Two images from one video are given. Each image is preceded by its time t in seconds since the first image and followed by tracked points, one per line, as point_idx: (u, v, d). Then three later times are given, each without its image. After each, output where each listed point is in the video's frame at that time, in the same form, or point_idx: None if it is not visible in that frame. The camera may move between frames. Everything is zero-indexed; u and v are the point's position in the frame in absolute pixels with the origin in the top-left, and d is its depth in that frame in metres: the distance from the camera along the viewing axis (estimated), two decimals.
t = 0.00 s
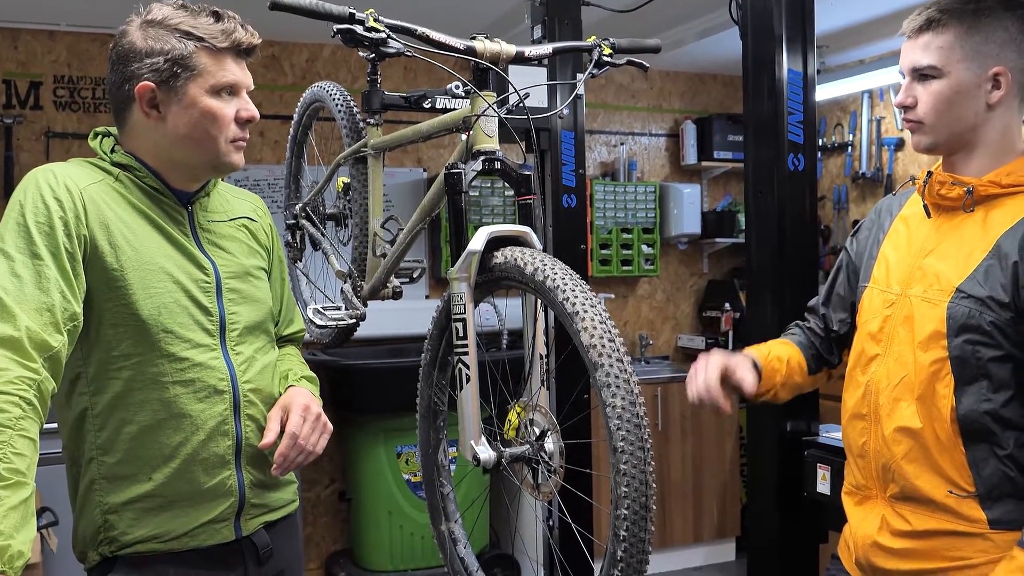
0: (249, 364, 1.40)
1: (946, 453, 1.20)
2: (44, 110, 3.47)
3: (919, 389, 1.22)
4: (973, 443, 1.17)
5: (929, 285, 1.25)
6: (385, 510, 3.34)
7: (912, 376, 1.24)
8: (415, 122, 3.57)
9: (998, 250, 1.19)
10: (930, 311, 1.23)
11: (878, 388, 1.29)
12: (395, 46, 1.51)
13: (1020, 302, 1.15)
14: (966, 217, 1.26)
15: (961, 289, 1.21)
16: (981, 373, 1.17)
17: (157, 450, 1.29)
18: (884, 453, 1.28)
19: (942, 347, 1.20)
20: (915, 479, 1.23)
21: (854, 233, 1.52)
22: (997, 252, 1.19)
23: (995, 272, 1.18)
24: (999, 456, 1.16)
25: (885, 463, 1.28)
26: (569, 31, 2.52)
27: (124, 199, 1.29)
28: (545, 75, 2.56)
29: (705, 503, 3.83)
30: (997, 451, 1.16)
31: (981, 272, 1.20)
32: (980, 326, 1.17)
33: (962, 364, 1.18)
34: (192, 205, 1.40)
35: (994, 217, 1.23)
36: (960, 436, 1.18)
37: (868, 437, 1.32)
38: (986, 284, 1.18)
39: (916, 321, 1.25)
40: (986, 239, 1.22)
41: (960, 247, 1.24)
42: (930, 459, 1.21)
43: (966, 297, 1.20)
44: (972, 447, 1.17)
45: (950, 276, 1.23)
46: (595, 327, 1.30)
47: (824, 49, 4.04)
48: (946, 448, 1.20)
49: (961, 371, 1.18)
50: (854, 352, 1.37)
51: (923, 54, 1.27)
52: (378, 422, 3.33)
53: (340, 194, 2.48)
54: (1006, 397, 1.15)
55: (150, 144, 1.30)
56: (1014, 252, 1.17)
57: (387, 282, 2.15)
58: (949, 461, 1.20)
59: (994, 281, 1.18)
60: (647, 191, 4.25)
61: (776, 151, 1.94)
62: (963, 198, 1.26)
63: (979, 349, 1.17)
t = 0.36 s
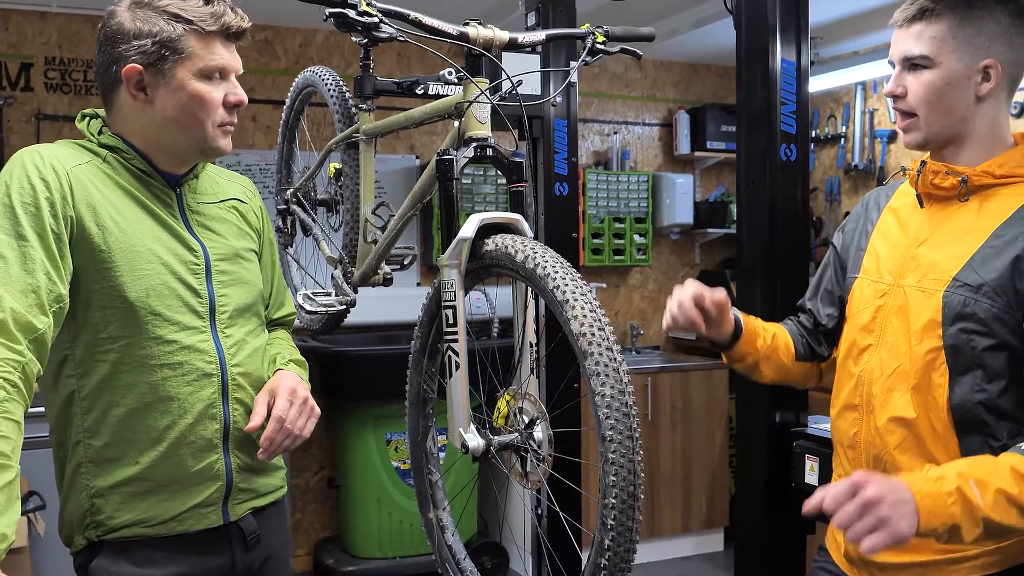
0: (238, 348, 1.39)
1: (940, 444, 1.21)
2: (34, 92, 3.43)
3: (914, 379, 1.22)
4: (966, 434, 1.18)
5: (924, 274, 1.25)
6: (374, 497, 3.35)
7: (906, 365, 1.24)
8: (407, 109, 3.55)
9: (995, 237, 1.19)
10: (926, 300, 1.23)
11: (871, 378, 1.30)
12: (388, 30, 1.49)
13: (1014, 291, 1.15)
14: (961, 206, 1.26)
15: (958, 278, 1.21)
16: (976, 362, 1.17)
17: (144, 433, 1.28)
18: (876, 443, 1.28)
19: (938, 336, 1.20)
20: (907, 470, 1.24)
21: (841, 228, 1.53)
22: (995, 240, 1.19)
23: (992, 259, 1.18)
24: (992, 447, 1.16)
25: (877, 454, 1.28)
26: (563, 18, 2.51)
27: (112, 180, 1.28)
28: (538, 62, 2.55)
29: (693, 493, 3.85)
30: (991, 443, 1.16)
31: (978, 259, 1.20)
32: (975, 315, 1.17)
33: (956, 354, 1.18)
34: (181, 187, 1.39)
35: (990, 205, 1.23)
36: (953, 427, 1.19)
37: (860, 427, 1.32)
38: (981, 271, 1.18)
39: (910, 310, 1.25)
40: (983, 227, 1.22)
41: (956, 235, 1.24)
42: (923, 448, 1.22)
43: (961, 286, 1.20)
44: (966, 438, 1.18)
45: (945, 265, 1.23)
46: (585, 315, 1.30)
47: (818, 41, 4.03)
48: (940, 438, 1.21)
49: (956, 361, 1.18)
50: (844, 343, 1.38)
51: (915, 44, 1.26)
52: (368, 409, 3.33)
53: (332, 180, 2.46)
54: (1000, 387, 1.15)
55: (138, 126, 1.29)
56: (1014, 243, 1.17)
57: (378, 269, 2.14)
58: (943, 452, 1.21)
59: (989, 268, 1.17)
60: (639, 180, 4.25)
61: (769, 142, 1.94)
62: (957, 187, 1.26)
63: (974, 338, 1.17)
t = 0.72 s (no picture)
0: (232, 346, 1.38)
1: (930, 446, 1.20)
2: (30, 89, 3.42)
3: (904, 381, 1.22)
4: (957, 436, 1.17)
5: (910, 276, 1.25)
6: (369, 496, 3.34)
7: (896, 368, 1.24)
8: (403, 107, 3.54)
9: (977, 238, 1.19)
10: (913, 302, 1.23)
11: (862, 381, 1.30)
12: (383, 27, 1.48)
13: (1003, 291, 1.15)
14: (947, 207, 1.26)
15: (943, 279, 1.20)
16: (965, 363, 1.16)
17: (137, 432, 1.27)
18: (868, 446, 1.28)
19: (926, 338, 1.20)
20: (899, 473, 1.23)
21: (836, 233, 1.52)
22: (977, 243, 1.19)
23: (975, 261, 1.18)
24: (984, 448, 1.16)
25: (870, 457, 1.28)
26: (559, 16, 2.50)
27: (106, 177, 1.27)
28: (535, 60, 2.54)
29: (688, 492, 3.85)
30: (983, 444, 1.16)
31: (962, 261, 1.19)
32: (964, 316, 1.17)
33: (946, 355, 1.18)
34: (176, 184, 1.38)
35: (972, 207, 1.23)
36: (945, 430, 1.19)
37: (852, 431, 1.32)
38: (967, 273, 1.18)
39: (898, 312, 1.25)
40: (966, 228, 1.21)
41: (940, 237, 1.24)
42: (913, 451, 1.22)
43: (947, 287, 1.20)
44: (958, 440, 1.17)
45: (931, 267, 1.23)
46: (580, 314, 1.30)
47: (815, 40, 4.03)
48: (931, 441, 1.20)
49: (946, 363, 1.18)
50: (836, 346, 1.38)
51: (903, 40, 1.26)
52: (363, 408, 3.32)
53: (327, 178, 2.45)
54: (991, 387, 1.15)
55: (133, 124, 1.28)
56: (995, 243, 1.17)
57: (373, 267, 2.13)
58: (933, 454, 1.20)
59: (974, 269, 1.17)
60: (636, 179, 4.25)
61: (765, 142, 1.93)
62: (943, 187, 1.26)
63: (964, 339, 1.17)
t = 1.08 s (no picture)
0: (230, 346, 1.38)
1: (930, 448, 1.20)
2: (28, 88, 3.41)
3: (902, 383, 1.22)
4: (957, 437, 1.17)
5: (908, 277, 1.25)
6: (368, 495, 3.34)
7: (894, 370, 1.24)
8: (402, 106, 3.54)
9: (973, 238, 1.19)
10: (910, 303, 1.23)
11: (861, 382, 1.30)
12: (380, 26, 1.48)
13: (999, 290, 1.14)
14: (944, 206, 1.26)
15: (940, 279, 1.20)
16: (963, 364, 1.16)
17: (135, 431, 1.27)
18: (867, 447, 1.28)
19: (923, 339, 1.20)
20: (899, 474, 1.24)
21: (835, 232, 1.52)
22: (973, 242, 1.18)
23: (973, 261, 1.17)
24: (984, 449, 1.16)
25: (869, 458, 1.28)
26: (558, 14, 2.50)
27: (104, 176, 1.27)
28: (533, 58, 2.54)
29: (688, 491, 3.85)
30: (983, 445, 1.16)
31: (958, 261, 1.19)
32: (960, 317, 1.16)
33: (943, 356, 1.18)
34: (174, 184, 1.38)
35: (970, 205, 1.22)
36: (943, 430, 1.18)
37: (853, 431, 1.32)
38: (964, 273, 1.17)
39: (896, 312, 1.25)
40: (963, 228, 1.21)
41: (936, 238, 1.24)
42: (913, 452, 1.22)
43: (944, 287, 1.19)
44: (957, 441, 1.17)
45: (929, 267, 1.22)
46: (578, 313, 1.29)
47: (813, 38, 4.03)
48: (930, 442, 1.20)
49: (943, 364, 1.18)
50: (835, 347, 1.38)
51: (900, 34, 1.26)
52: (362, 406, 3.32)
53: (325, 177, 2.45)
54: (990, 388, 1.15)
55: (131, 123, 1.28)
56: (991, 241, 1.16)
57: (371, 266, 2.13)
58: (933, 455, 1.20)
59: (971, 270, 1.17)
60: (635, 177, 4.25)
61: (763, 140, 1.93)
62: (939, 186, 1.26)
63: (961, 340, 1.16)
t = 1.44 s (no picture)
0: (232, 349, 1.38)
1: (931, 448, 1.20)
2: (29, 91, 3.42)
3: (904, 381, 1.22)
4: (958, 437, 1.17)
5: (912, 275, 1.25)
6: (371, 497, 3.34)
7: (896, 368, 1.24)
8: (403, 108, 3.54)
9: (978, 236, 1.19)
10: (913, 302, 1.23)
11: (864, 382, 1.29)
12: (381, 28, 1.47)
13: (1002, 288, 1.14)
14: (948, 204, 1.26)
15: (943, 278, 1.20)
16: (964, 363, 1.16)
17: (138, 435, 1.27)
18: (869, 447, 1.28)
19: (925, 338, 1.20)
20: (900, 475, 1.23)
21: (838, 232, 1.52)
22: (977, 239, 1.18)
23: (975, 258, 1.18)
24: (985, 449, 1.16)
25: (871, 458, 1.28)
26: (558, 15, 2.50)
27: (106, 180, 1.27)
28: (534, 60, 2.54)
29: (690, 492, 3.85)
30: (984, 445, 1.16)
31: (961, 259, 1.19)
32: (962, 315, 1.16)
33: (945, 355, 1.18)
34: (176, 188, 1.38)
35: (974, 204, 1.22)
36: (944, 429, 1.19)
37: (854, 431, 1.31)
38: (967, 272, 1.18)
39: (899, 311, 1.25)
40: (968, 226, 1.21)
41: (940, 236, 1.24)
42: (914, 451, 1.22)
43: (947, 286, 1.19)
44: (959, 441, 1.17)
45: (932, 265, 1.22)
46: (581, 314, 1.29)
47: (814, 38, 4.02)
48: (932, 442, 1.20)
49: (945, 363, 1.18)
50: (838, 346, 1.38)
51: (895, 42, 1.26)
52: (365, 408, 3.32)
53: (327, 179, 2.46)
54: (991, 387, 1.15)
55: (133, 126, 1.28)
56: (994, 237, 1.16)
57: (374, 268, 2.13)
58: (935, 455, 1.20)
59: (974, 268, 1.17)
60: (636, 178, 4.25)
61: (764, 140, 1.93)
62: (943, 185, 1.26)
63: (962, 338, 1.16)
